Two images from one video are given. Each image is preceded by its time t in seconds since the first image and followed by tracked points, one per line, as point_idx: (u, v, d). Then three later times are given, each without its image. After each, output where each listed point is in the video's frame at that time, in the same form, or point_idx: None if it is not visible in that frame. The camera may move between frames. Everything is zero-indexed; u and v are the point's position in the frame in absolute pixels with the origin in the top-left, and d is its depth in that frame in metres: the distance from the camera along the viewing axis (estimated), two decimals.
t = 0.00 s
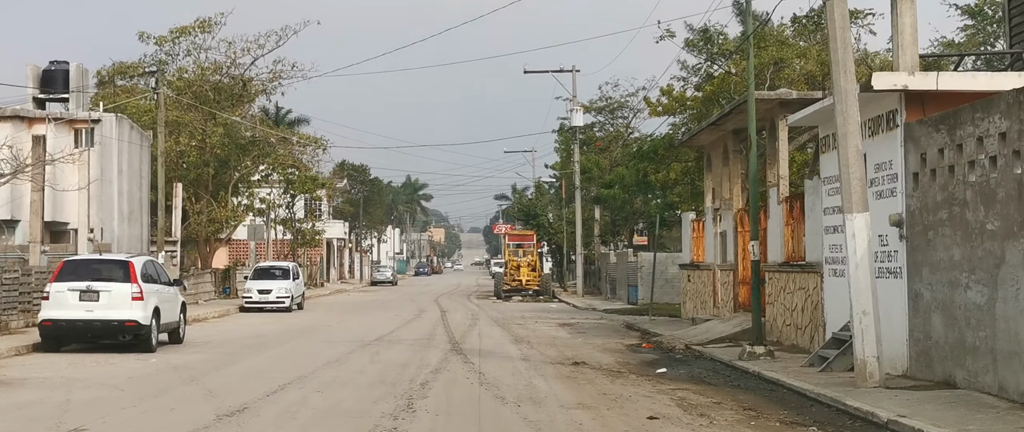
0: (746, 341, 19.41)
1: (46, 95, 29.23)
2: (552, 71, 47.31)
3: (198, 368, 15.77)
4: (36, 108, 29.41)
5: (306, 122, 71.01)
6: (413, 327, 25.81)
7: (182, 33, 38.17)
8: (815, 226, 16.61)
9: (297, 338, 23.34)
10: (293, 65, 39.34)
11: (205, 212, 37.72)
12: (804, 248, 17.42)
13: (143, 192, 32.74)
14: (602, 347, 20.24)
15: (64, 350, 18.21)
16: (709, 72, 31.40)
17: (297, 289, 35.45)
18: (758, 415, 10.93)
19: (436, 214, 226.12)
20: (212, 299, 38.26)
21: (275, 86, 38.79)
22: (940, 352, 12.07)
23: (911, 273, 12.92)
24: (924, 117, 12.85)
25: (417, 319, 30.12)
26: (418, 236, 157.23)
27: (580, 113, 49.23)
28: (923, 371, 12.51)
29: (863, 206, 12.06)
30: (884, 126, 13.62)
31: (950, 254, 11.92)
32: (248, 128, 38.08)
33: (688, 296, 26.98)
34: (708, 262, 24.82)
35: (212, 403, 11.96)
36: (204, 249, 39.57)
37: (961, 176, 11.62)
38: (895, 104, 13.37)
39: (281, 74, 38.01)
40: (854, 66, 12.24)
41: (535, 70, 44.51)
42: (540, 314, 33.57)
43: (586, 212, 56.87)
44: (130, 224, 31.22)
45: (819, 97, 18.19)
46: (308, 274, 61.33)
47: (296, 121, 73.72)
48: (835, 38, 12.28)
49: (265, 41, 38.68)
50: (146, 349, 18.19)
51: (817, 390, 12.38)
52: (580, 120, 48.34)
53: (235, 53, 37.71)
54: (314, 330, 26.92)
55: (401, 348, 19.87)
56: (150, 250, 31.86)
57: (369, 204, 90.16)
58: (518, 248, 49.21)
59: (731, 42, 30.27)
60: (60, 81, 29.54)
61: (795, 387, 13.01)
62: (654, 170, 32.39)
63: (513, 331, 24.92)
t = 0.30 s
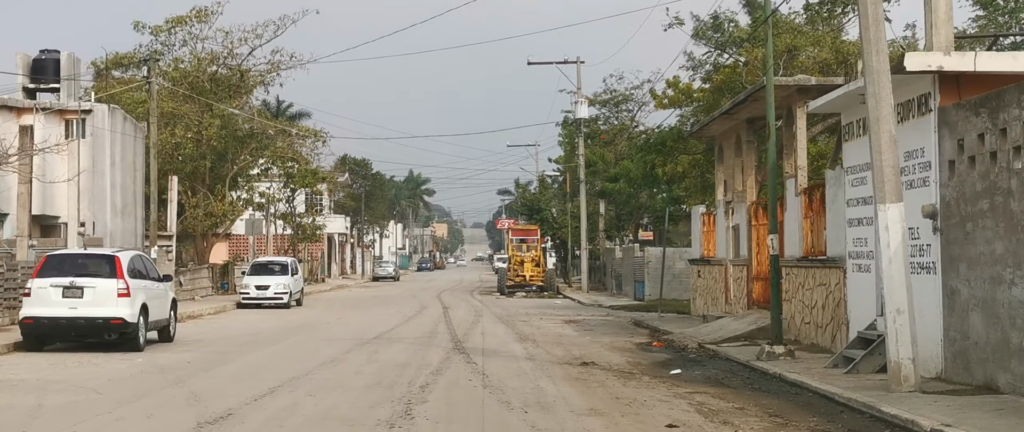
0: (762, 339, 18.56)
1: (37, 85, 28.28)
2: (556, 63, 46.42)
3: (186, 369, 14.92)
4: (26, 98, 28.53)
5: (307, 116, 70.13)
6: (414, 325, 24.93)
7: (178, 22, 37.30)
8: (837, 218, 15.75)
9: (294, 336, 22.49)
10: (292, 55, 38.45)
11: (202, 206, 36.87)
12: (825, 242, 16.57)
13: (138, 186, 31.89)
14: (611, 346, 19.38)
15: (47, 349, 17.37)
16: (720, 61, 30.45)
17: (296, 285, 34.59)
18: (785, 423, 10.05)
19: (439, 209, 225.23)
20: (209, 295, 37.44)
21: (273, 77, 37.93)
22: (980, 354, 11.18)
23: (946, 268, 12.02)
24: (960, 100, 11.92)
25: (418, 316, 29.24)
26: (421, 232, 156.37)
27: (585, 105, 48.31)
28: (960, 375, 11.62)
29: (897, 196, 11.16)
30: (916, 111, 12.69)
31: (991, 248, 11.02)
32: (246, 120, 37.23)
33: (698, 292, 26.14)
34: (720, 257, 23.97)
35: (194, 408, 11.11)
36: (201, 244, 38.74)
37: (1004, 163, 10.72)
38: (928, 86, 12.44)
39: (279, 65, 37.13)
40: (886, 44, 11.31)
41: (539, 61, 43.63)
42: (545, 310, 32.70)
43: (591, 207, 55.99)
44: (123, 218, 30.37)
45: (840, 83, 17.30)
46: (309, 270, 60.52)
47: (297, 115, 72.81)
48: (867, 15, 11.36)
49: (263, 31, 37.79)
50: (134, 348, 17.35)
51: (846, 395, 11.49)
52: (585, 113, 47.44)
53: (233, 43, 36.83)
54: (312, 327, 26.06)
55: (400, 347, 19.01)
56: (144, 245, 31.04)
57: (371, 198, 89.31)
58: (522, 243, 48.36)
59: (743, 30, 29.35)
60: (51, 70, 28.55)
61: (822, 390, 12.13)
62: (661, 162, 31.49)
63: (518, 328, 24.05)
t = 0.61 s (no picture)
0: (779, 343, 17.68)
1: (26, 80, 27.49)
2: (560, 59, 45.54)
3: (171, 375, 14.06)
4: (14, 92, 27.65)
5: (307, 114, 69.26)
6: (414, 327, 24.07)
7: (174, 17, 36.44)
8: (862, 216, 14.87)
9: (289, 338, 21.64)
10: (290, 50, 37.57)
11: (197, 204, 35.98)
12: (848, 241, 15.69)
13: (131, 183, 31.02)
14: (620, 350, 18.51)
15: (27, 354, 16.50)
16: (731, 54, 29.52)
17: (294, 285, 33.74)
18: None
19: (441, 209, 224.39)
20: (205, 296, 36.58)
21: (270, 73, 37.10)
22: None
23: (987, 269, 11.13)
24: (1003, 87, 10.98)
25: (419, 318, 28.36)
26: (423, 231, 155.54)
27: (590, 102, 47.40)
28: (1004, 384, 10.72)
29: (936, 189, 10.25)
30: (954, 99, 11.77)
31: None
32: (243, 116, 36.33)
33: (710, 294, 25.29)
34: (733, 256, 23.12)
35: (172, 420, 10.24)
36: (197, 243, 37.88)
37: None
38: (966, 73, 11.50)
39: (277, 60, 36.26)
40: (925, 25, 10.37)
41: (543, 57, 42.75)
42: (549, 311, 31.81)
43: (595, 206, 55.10)
44: (115, 216, 29.49)
45: (863, 73, 16.43)
46: (309, 270, 59.64)
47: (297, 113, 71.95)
48: None
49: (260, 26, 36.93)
50: (118, 353, 16.48)
51: (881, 405, 10.56)
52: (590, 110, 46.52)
53: (229, 37, 35.95)
54: (308, 329, 25.19)
55: (399, 351, 18.14)
56: (137, 244, 30.20)
57: (372, 198, 88.42)
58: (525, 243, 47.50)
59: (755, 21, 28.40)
60: (40, 63, 27.66)
61: (853, 401, 11.23)
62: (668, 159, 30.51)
63: (522, 330, 23.20)
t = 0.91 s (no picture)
0: (798, 350, 16.81)
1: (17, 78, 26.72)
2: (564, 57, 44.67)
3: (155, 385, 13.22)
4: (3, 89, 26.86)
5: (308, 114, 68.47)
6: (415, 332, 23.21)
7: (169, 14, 35.63)
8: (888, 215, 13.99)
9: (285, 344, 20.78)
10: (288, 47, 36.74)
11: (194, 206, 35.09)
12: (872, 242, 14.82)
13: (124, 184, 30.18)
14: (630, 356, 17.64)
15: (5, 361, 15.65)
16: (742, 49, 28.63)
17: (292, 288, 32.90)
18: None
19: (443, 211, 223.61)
20: (201, 299, 35.75)
21: (268, 71, 36.25)
22: None
23: None
24: None
25: (420, 322, 27.51)
26: (425, 233, 154.67)
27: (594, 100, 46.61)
28: None
29: (982, 185, 9.37)
30: (995, 88, 10.90)
31: None
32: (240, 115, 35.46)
33: (721, 297, 24.44)
34: (745, 258, 22.28)
35: None
36: (194, 245, 37.05)
37: None
38: (1009, 59, 10.64)
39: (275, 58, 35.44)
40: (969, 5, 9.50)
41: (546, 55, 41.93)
42: (554, 315, 30.96)
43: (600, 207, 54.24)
44: (108, 217, 28.64)
45: (887, 64, 15.55)
46: (309, 272, 58.79)
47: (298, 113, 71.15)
48: None
49: (258, 22, 36.11)
50: (102, 360, 15.63)
51: (922, 420, 9.70)
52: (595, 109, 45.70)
53: (226, 34, 35.14)
54: (305, 334, 24.35)
55: (399, 358, 17.30)
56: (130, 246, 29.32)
57: (373, 200, 87.62)
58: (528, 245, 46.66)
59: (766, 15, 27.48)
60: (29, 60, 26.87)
61: (888, 414, 10.36)
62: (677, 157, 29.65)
63: (526, 335, 22.31)
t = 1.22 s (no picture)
0: (817, 356, 15.91)
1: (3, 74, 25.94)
2: (566, 55, 43.86)
3: (133, 396, 12.34)
4: None
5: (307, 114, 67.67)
6: (413, 336, 22.33)
7: (162, 9, 34.78)
8: (917, 213, 13.11)
9: (277, 349, 19.86)
10: (284, 44, 35.86)
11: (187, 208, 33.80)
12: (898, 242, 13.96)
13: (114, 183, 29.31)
14: (639, 363, 16.76)
15: None
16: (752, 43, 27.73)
17: (287, 291, 32.01)
18: None
19: (443, 213, 222.82)
20: (195, 302, 34.86)
21: (264, 68, 35.43)
22: None
23: None
24: None
25: (419, 325, 26.62)
26: (425, 236, 153.72)
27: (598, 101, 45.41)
28: None
29: None
30: None
31: None
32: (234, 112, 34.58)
33: (732, 301, 23.57)
34: (758, 259, 21.43)
35: None
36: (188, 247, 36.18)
37: None
38: None
39: (271, 54, 34.57)
40: None
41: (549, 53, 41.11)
42: (557, 318, 30.10)
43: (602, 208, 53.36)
44: (97, 218, 27.76)
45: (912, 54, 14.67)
46: (307, 274, 57.92)
47: (297, 114, 70.33)
48: None
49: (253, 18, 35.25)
50: (81, 367, 14.75)
51: None
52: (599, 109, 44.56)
53: (220, 30, 34.28)
54: (299, 338, 23.46)
55: (395, 364, 16.41)
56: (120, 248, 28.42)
57: (372, 202, 86.77)
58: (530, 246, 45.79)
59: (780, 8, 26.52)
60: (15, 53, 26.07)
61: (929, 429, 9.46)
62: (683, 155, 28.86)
63: (529, 340, 21.39)
